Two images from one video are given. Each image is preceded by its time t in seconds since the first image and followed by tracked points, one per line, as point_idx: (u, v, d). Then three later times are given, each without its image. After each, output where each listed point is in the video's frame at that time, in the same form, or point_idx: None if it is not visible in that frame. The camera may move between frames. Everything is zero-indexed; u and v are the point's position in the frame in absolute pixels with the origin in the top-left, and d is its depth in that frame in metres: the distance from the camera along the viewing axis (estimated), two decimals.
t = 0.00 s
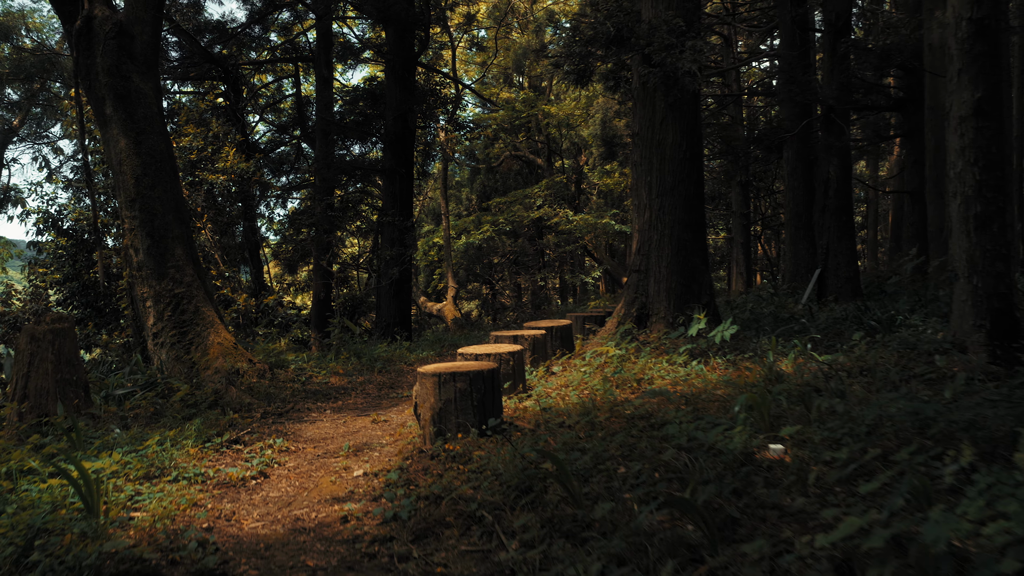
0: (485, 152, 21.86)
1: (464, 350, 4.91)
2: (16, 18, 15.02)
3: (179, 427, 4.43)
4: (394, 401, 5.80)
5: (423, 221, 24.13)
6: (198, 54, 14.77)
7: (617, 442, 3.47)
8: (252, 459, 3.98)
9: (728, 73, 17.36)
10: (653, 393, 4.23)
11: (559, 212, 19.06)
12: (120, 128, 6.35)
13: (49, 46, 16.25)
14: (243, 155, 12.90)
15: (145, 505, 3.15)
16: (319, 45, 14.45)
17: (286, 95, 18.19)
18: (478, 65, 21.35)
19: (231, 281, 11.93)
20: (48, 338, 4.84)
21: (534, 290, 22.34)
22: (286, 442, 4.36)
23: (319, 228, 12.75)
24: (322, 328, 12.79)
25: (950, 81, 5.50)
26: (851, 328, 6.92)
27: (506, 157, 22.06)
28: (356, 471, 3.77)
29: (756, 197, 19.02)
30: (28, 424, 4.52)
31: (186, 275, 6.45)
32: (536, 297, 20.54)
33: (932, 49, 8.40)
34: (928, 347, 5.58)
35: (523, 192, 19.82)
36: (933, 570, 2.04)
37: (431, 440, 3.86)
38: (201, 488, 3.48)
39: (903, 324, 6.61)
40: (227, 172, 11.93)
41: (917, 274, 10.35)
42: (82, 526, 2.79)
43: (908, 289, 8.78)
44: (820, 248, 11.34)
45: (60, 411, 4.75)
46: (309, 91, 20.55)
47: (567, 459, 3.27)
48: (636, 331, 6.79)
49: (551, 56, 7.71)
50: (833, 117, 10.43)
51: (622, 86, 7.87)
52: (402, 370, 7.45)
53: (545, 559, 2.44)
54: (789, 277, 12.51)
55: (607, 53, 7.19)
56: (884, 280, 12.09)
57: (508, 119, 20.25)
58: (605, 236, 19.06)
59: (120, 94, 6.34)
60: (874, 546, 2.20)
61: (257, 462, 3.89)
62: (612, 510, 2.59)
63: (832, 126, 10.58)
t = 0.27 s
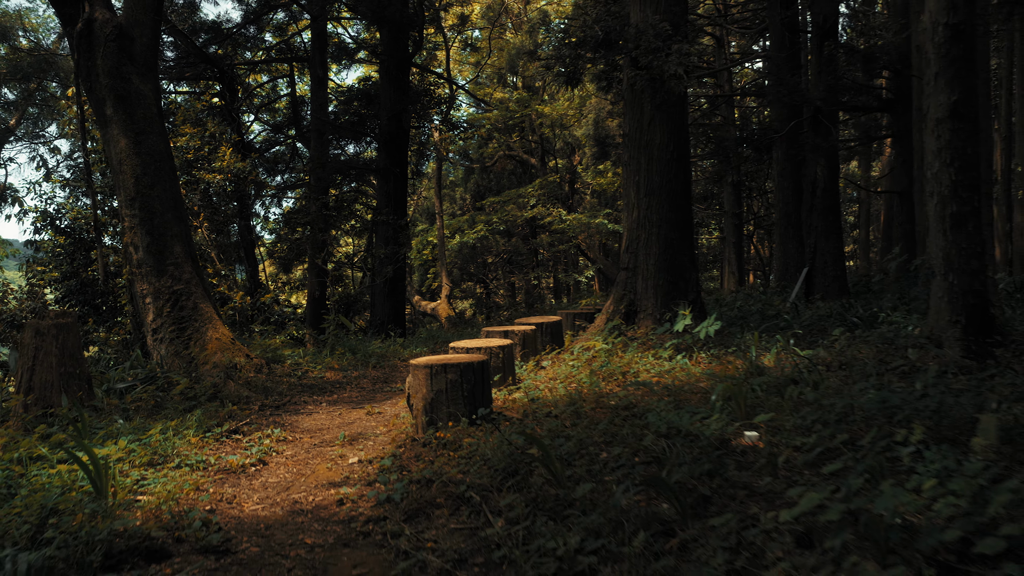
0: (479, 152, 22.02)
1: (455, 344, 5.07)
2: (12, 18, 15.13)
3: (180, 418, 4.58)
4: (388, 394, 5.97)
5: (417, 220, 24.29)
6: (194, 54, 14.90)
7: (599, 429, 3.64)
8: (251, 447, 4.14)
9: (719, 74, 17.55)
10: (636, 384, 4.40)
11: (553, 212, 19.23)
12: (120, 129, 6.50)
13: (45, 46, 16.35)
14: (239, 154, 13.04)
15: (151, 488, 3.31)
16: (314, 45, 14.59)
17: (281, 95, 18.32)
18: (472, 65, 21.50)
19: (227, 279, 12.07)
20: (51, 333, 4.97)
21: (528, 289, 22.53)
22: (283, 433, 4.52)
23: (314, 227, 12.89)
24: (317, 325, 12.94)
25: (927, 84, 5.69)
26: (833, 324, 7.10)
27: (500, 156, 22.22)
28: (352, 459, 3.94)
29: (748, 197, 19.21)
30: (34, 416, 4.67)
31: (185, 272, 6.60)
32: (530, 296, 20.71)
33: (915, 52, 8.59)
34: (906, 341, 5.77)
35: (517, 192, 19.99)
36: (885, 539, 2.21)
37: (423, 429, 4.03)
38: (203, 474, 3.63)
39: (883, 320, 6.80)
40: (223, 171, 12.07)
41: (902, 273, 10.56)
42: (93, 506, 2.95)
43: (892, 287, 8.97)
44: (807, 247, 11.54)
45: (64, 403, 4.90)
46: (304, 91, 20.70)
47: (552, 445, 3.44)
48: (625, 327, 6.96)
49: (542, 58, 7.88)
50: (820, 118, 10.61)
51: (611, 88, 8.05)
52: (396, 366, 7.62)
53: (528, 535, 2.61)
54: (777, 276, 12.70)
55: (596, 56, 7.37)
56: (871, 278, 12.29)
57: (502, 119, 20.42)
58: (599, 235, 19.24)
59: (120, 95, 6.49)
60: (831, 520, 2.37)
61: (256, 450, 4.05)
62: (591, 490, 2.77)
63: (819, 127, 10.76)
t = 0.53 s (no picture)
0: (471, 152, 22.18)
1: (446, 336, 5.24)
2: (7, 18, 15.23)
3: (179, 408, 4.74)
4: (381, 387, 6.13)
5: (411, 220, 24.44)
6: (188, 55, 15.03)
7: (582, 415, 3.82)
8: (249, 435, 4.30)
9: (709, 75, 17.75)
10: (620, 374, 4.58)
11: (545, 211, 19.41)
12: (119, 128, 6.65)
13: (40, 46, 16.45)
14: (233, 153, 13.17)
15: (155, 471, 3.48)
16: (307, 46, 14.73)
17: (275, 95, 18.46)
18: (465, 66, 21.66)
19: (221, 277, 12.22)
20: (54, 326, 5.12)
21: (520, 288, 22.70)
22: (280, 422, 4.69)
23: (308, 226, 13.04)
24: (310, 323, 13.10)
25: (903, 86, 5.88)
26: (815, 319, 7.29)
27: (493, 156, 22.38)
28: (347, 445, 4.11)
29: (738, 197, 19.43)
30: (37, 406, 4.82)
31: (182, 269, 6.76)
32: (523, 295, 20.90)
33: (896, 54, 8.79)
34: (883, 335, 5.96)
35: (509, 192, 20.15)
36: (841, 508, 2.40)
37: (415, 417, 4.20)
38: (204, 459, 3.80)
39: (863, 315, 6.99)
40: (218, 170, 12.21)
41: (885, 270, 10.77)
42: (101, 486, 3.11)
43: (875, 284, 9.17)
44: (794, 245, 11.75)
45: (66, 394, 5.06)
46: (298, 91, 20.82)
47: (537, 430, 3.62)
48: (612, 322, 7.15)
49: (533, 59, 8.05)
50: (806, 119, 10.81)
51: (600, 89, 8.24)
52: (389, 361, 7.78)
53: (512, 508, 2.80)
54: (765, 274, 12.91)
55: (584, 58, 7.55)
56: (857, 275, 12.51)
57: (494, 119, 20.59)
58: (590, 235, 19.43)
59: (118, 96, 6.64)
60: (793, 493, 2.56)
61: (254, 437, 4.22)
62: (572, 468, 2.95)
63: (805, 127, 10.95)
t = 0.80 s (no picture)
0: (462, 152, 22.35)
1: (435, 329, 5.41)
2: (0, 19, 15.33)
3: (178, 398, 4.91)
4: (373, 379, 6.31)
5: (402, 219, 24.59)
6: (180, 55, 15.14)
7: (565, 401, 4.01)
8: (246, 423, 4.48)
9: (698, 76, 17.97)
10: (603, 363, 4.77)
11: (535, 211, 19.60)
12: (116, 128, 6.80)
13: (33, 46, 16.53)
14: (226, 153, 13.30)
15: (157, 453, 3.64)
16: (299, 47, 14.87)
17: (267, 95, 18.58)
18: (456, 66, 21.84)
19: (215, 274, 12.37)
20: (55, 320, 5.27)
21: (511, 287, 22.89)
22: (276, 411, 4.86)
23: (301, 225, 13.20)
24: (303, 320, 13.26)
25: (879, 88, 6.08)
26: (795, 313, 7.50)
27: (484, 156, 22.56)
28: (340, 431, 4.29)
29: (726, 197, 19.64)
30: (40, 397, 4.98)
31: (178, 265, 6.91)
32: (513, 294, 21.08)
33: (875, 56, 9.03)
34: (859, 329, 6.16)
35: (500, 191, 20.33)
36: (800, 481, 2.59)
37: (405, 405, 4.38)
38: (204, 443, 3.97)
39: (841, 310, 7.21)
40: (212, 169, 12.36)
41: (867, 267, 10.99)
42: (108, 465, 3.27)
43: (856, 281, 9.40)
44: (778, 243, 11.97)
45: (67, 386, 5.21)
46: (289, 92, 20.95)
47: (521, 415, 3.81)
48: (598, 317, 7.34)
49: (520, 61, 8.23)
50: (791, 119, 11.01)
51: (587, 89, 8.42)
52: (381, 355, 7.95)
53: (496, 484, 2.98)
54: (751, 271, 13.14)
55: (571, 59, 7.74)
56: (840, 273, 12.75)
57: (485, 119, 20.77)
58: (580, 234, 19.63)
59: (116, 96, 6.79)
60: (757, 468, 2.75)
61: (251, 425, 4.39)
62: (553, 447, 3.14)
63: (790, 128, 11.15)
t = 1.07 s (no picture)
0: (452, 152, 22.52)
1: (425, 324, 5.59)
2: None
3: (175, 390, 5.06)
4: (364, 373, 6.48)
5: (393, 219, 24.74)
6: (172, 55, 15.25)
7: (550, 390, 4.20)
8: (243, 413, 4.64)
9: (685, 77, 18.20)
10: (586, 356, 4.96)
11: (525, 210, 19.79)
12: (112, 128, 6.95)
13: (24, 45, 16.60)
14: (218, 152, 13.42)
15: (159, 440, 3.80)
16: (291, 47, 15.01)
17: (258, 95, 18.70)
18: (447, 67, 22.00)
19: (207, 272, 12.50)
20: (55, 314, 5.41)
21: (501, 286, 23.08)
22: (271, 402, 5.03)
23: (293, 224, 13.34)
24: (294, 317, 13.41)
25: (855, 91, 6.29)
26: (776, 309, 7.71)
27: (474, 156, 22.72)
28: (334, 421, 4.47)
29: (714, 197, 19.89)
30: (40, 389, 5.13)
31: (173, 262, 7.06)
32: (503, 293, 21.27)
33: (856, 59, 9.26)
34: (836, 324, 6.37)
35: (490, 191, 20.51)
36: (766, 460, 2.79)
37: (396, 396, 4.56)
38: (203, 431, 4.13)
39: (820, 306, 7.42)
40: (205, 169, 12.48)
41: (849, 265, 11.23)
42: (113, 451, 3.44)
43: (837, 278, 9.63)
44: (762, 242, 12.21)
45: (67, 379, 5.36)
46: (280, 92, 21.07)
47: (508, 403, 4.00)
48: (584, 313, 7.53)
49: (508, 64, 8.41)
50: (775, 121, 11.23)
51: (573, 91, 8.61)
52: (372, 351, 8.13)
53: (482, 465, 3.17)
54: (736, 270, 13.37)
55: (558, 62, 7.93)
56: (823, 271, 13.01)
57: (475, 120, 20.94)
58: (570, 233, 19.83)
59: (112, 97, 6.94)
60: (726, 448, 2.95)
61: (248, 415, 4.56)
62: (536, 431, 3.33)
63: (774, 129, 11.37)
